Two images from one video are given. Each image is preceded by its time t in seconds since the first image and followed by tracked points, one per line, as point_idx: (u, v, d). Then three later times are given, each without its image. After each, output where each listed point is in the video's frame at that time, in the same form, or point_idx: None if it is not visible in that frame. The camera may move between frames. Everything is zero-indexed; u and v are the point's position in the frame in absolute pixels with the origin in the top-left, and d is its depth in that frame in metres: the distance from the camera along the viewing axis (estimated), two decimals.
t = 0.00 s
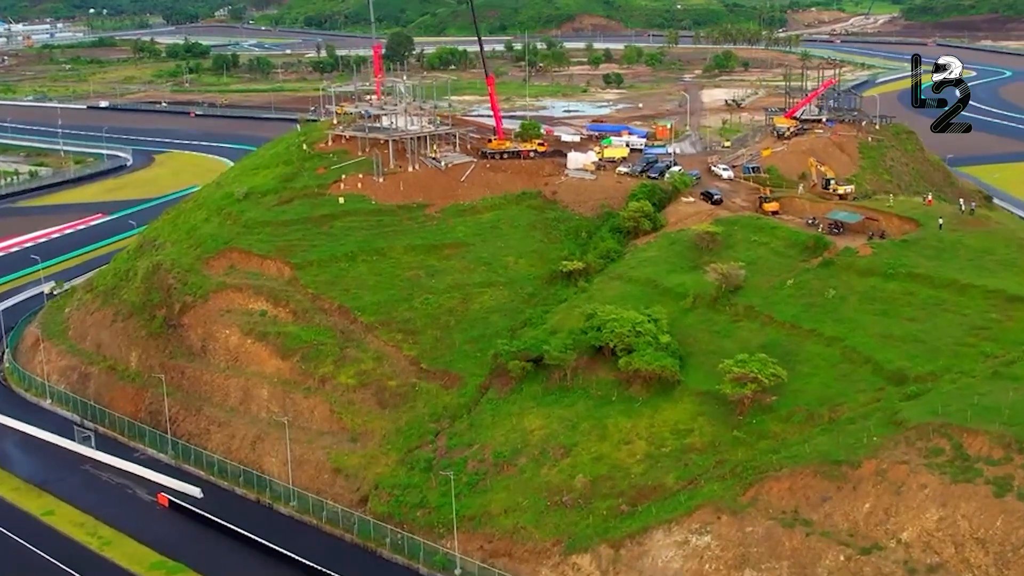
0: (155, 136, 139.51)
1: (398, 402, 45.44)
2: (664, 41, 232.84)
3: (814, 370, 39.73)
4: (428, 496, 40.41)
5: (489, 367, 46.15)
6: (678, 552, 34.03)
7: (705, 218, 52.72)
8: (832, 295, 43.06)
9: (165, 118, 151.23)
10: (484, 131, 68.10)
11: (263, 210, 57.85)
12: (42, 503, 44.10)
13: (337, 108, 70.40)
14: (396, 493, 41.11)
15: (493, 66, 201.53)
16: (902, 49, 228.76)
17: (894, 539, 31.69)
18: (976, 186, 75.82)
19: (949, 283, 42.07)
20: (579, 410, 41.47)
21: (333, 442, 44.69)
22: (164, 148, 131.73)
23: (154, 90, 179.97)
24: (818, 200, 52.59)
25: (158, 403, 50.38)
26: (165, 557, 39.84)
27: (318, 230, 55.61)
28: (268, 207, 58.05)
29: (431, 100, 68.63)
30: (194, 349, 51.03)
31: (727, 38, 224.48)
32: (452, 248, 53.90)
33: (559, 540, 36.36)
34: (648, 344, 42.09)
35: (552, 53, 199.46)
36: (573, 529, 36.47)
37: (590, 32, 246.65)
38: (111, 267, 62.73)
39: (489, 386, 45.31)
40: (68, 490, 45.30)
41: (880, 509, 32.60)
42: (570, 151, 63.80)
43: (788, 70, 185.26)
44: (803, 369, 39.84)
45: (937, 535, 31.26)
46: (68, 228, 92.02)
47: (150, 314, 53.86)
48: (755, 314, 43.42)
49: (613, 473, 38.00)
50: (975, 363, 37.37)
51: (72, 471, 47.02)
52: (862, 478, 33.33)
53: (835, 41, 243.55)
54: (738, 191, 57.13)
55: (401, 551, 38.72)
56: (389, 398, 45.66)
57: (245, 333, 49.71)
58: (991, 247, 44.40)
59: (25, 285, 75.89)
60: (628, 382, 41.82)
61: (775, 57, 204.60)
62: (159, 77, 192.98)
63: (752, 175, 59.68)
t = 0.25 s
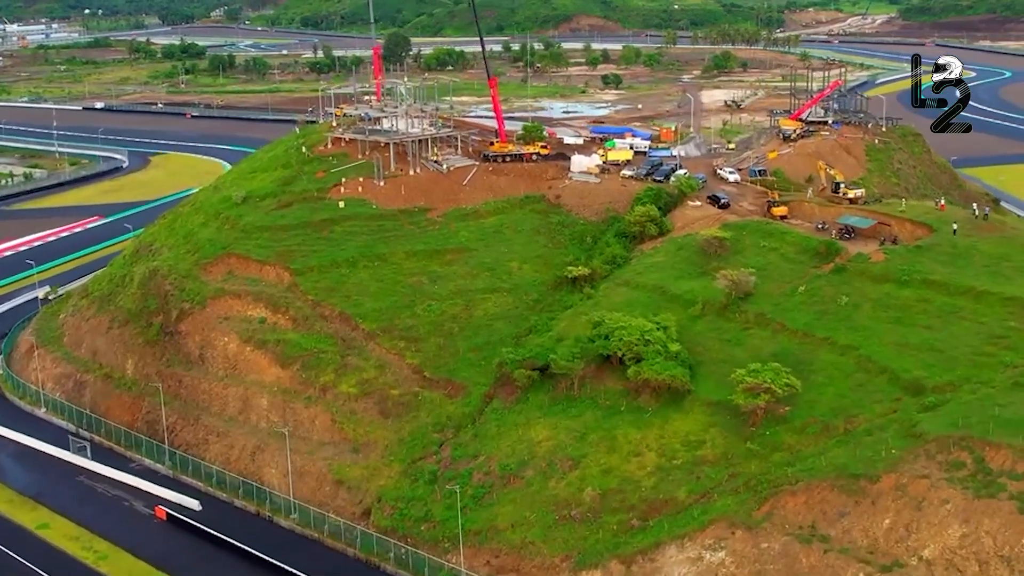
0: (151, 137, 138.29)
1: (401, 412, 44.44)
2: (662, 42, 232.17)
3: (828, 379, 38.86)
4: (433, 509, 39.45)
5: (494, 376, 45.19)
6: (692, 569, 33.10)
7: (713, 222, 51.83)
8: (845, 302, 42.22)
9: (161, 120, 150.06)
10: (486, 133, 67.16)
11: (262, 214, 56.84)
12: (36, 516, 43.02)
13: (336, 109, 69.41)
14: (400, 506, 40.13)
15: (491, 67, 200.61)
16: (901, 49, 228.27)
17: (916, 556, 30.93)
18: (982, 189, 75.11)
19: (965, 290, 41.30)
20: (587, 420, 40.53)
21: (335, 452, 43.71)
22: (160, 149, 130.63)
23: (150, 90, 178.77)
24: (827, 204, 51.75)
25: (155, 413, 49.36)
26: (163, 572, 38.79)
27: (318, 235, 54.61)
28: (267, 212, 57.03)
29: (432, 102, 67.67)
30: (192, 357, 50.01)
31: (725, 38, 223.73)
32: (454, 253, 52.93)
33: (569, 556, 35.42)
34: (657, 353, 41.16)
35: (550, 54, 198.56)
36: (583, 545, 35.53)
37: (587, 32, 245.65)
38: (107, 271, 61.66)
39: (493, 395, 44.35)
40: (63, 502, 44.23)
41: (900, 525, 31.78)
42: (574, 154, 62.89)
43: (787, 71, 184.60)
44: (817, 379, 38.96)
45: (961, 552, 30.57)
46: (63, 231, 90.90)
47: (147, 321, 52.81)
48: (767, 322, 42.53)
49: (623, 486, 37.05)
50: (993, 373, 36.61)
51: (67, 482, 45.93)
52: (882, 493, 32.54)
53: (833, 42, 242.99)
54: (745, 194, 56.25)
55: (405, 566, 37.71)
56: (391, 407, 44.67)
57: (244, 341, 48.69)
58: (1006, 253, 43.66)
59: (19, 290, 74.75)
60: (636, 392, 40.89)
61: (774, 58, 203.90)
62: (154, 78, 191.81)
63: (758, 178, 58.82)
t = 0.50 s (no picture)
0: (147, 138, 137.19)
1: (404, 421, 43.48)
2: (660, 42, 231.38)
3: (843, 388, 38.01)
4: (438, 522, 38.52)
5: (499, 384, 44.27)
6: None
7: (721, 226, 50.98)
8: (858, 309, 41.39)
9: (158, 120, 149.04)
10: (489, 135, 66.26)
11: (261, 218, 55.89)
12: (31, 528, 42.03)
13: (336, 111, 68.50)
14: (404, 518, 39.20)
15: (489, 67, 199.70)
16: (900, 49, 227.63)
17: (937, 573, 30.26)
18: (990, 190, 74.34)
19: (981, 296, 40.52)
20: (595, 430, 39.61)
21: (337, 462, 42.78)
22: (157, 150, 129.59)
23: (147, 91, 177.68)
24: (837, 207, 50.93)
25: (153, 421, 48.40)
26: None
27: (318, 239, 53.67)
28: (266, 215, 56.09)
29: (434, 103, 66.76)
30: (191, 364, 49.05)
31: (724, 38, 222.93)
32: (457, 258, 52.01)
33: (579, 571, 34.53)
34: (667, 361, 40.26)
35: (548, 54, 197.67)
36: (593, 559, 34.63)
37: (586, 32, 244.68)
38: (103, 276, 60.65)
39: (499, 404, 43.43)
40: (58, 514, 43.22)
41: (921, 540, 31.14)
42: (578, 156, 62.00)
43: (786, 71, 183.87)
44: (830, 388, 38.10)
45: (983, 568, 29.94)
46: (59, 234, 89.90)
47: (144, 327, 51.85)
48: (778, 329, 41.67)
49: (634, 498, 36.15)
50: (1012, 382, 35.86)
51: (62, 493, 44.92)
52: (902, 508, 31.79)
53: (832, 42, 242.29)
54: (753, 198, 55.41)
55: None
56: (394, 416, 43.74)
57: (244, 348, 47.74)
58: (1021, 258, 42.90)
59: (15, 294, 73.74)
60: (646, 401, 39.99)
61: (773, 58, 203.16)
62: (151, 78, 190.73)
63: (765, 181, 57.98)
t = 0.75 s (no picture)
0: (145, 140, 136.11)
1: (410, 431, 42.49)
2: (660, 42, 230.44)
3: (861, 399, 37.11)
4: (446, 536, 37.54)
5: (507, 393, 43.30)
6: None
7: (732, 231, 50.07)
8: (875, 317, 40.50)
9: (155, 121, 147.96)
10: (493, 138, 65.34)
11: (262, 222, 54.89)
12: (28, 542, 41.00)
13: (339, 113, 67.57)
14: (411, 532, 38.22)
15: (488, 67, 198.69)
16: (900, 49, 226.90)
17: None
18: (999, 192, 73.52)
19: (1001, 304, 39.68)
20: (607, 441, 38.66)
21: (342, 474, 41.80)
22: (155, 152, 128.49)
23: (144, 91, 176.50)
24: (850, 212, 50.06)
25: (153, 431, 47.39)
26: None
27: (321, 244, 52.68)
28: (267, 220, 55.08)
29: (437, 105, 65.82)
30: (192, 372, 48.06)
31: (723, 38, 222.03)
32: (463, 263, 51.04)
33: None
34: (680, 371, 39.33)
35: (548, 54, 196.69)
36: None
37: (584, 32, 243.72)
38: (101, 281, 59.60)
39: (507, 414, 42.48)
40: (56, 527, 42.17)
41: (947, 558, 30.27)
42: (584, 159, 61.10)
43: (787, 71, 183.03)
44: (849, 398, 37.18)
45: None
46: (56, 237, 88.87)
47: (143, 334, 50.83)
48: (794, 337, 40.75)
49: (648, 512, 35.20)
50: None
51: (60, 505, 43.87)
52: (927, 524, 30.88)
53: (831, 42, 241.46)
54: (763, 201, 54.52)
55: None
56: (400, 427, 42.76)
57: (246, 356, 46.73)
58: None
59: (12, 299, 72.72)
60: (659, 411, 39.06)
61: (774, 58, 202.29)
62: (148, 79, 189.54)
63: (775, 184, 57.10)
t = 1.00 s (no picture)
0: (143, 141, 135.11)
1: (416, 440, 41.66)
2: (660, 42, 229.71)
3: (879, 407, 36.34)
4: (454, 548, 36.68)
5: (515, 401, 42.48)
6: None
7: (742, 235, 49.32)
8: (891, 323, 39.76)
9: (154, 122, 147.03)
10: (498, 140, 64.57)
11: (264, 226, 54.07)
12: (27, 554, 40.10)
13: (341, 115, 66.81)
14: (419, 544, 37.37)
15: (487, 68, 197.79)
16: (901, 49, 226.26)
17: None
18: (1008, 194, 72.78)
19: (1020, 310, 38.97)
20: (619, 451, 37.85)
21: (347, 484, 40.93)
22: (154, 153, 127.57)
23: (142, 92, 175.51)
24: (862, 215, 49.32)
25: (153, 439, 46.54)
26: None
27: (324, 248, 51.86)
28: (269, 223, 54.26)
29: (441, 107, 65.01)
30: (193, 379, 47.23)
31: (723, 38, 221.22)
32: (468, 268, 50.23)
33: None
34: (693, 379, 38.54)
35: (547, 54, 195.82)
36: None
37: (583, 32, 242.90)
38: (100, 285, 58.70)
39: (515, 422, 41.65)
40: (55, 539, 41.28)
41: (971, 573, 29.50)
42: (590, 161, 60.33)
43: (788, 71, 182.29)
44: (866, 407, 36.40)
45: None
46: (54, 239, 87.95)
47: (143, 340, 49.95)
48: (808, 344, 39.98)
49: (663, 524, 34.35)
50: None
51: (59, 516, 42.97)
52: (951, 538, 30.07)
53: (832, 42, 240.81)
54: (773, 204, 53.78)
55: None
56: (407, 435, 41.92)
57: (248, 363, 45.89)
58: None
59: (9, 303, 71.78)
60: (671, 421, 38.24)
61: (774, 58, 201.48)
62: (147, 79, 188.53)
63: (784, 187, 56.36)
